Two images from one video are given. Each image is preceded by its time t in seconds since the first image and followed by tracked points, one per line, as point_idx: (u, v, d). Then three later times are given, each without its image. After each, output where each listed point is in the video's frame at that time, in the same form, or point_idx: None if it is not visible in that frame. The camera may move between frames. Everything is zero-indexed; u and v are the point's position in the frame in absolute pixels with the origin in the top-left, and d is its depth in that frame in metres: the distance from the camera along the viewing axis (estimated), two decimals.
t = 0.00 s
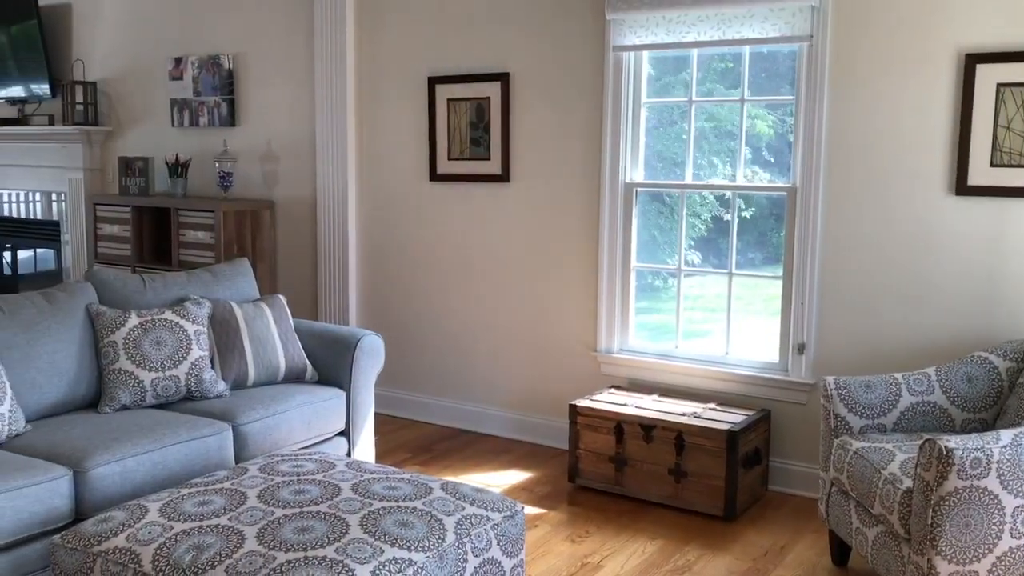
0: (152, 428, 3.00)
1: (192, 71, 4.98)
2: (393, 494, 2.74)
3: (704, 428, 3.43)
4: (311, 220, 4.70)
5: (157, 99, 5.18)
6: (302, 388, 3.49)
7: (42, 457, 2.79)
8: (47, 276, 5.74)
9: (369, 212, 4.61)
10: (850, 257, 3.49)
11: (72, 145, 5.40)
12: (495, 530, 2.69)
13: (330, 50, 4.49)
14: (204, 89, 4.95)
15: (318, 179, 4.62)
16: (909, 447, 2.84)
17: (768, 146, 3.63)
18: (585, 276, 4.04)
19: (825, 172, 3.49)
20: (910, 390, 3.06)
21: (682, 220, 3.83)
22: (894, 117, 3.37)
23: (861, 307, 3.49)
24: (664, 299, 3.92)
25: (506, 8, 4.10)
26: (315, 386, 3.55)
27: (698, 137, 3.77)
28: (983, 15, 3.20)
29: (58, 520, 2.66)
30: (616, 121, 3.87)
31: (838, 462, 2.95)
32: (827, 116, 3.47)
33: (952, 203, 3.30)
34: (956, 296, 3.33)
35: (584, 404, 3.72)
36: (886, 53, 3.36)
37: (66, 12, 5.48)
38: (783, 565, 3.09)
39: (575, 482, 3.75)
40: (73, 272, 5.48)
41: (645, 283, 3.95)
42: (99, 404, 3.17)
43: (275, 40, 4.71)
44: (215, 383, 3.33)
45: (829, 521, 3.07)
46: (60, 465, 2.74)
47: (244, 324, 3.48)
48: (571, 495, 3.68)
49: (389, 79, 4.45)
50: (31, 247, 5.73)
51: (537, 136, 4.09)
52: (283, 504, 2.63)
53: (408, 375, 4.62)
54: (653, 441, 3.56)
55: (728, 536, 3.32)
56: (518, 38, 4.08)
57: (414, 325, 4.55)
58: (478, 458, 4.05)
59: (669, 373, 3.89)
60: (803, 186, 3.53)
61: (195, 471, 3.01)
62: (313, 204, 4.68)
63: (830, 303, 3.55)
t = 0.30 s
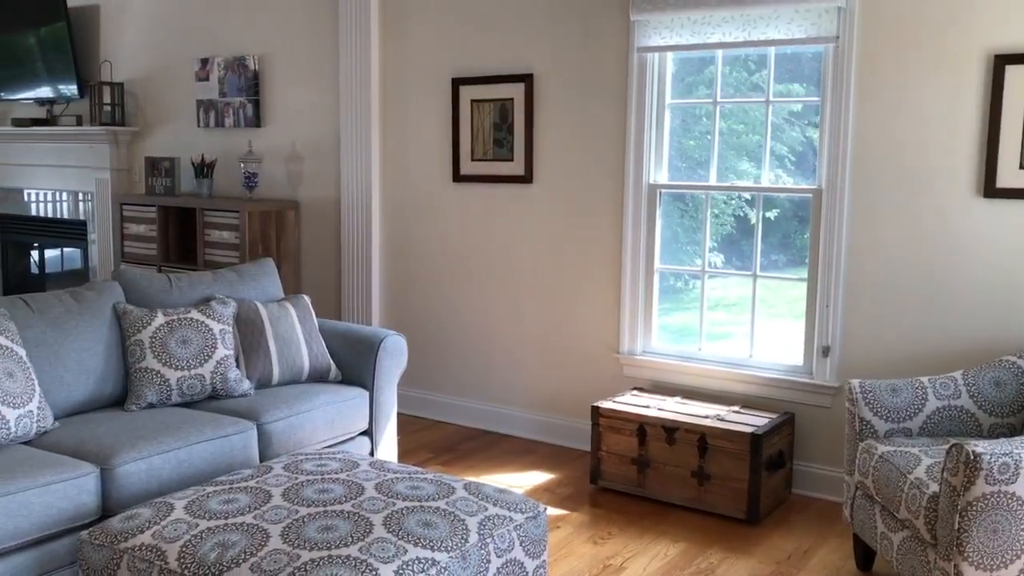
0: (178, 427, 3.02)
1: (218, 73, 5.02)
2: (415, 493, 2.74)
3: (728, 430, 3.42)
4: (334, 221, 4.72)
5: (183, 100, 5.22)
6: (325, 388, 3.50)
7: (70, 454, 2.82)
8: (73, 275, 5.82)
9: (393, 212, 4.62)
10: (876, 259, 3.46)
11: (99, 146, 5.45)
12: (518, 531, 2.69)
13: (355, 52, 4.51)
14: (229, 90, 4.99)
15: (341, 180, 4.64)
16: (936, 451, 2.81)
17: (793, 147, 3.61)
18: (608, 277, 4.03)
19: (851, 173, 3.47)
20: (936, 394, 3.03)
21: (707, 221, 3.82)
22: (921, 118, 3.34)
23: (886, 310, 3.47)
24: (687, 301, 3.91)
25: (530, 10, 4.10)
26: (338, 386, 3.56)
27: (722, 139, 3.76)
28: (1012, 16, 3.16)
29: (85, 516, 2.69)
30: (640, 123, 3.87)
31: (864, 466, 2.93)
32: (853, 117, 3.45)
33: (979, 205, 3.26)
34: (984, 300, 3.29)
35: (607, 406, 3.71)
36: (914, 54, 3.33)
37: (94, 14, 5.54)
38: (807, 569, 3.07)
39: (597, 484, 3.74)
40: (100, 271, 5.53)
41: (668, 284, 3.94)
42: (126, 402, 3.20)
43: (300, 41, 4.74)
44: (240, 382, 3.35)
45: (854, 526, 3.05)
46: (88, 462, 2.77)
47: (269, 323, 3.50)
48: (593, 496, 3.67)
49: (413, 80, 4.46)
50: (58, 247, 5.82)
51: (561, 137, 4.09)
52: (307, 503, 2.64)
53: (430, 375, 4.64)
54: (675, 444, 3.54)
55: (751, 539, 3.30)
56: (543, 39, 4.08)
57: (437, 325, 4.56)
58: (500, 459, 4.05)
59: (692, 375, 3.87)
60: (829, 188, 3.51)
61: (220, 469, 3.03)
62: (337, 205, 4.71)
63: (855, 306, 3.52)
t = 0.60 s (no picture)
0: (203, 425, 3.04)
1: (242, 74, 5.04)
2: (437, 494, 2.74)
3: (751, 433, 3.40)
4: (357, 221, 4.74)
5: (207, 101, 5.25)
6: (348, 388, 3.51)
7: (96, 452, 2.84)
8: (98, 275, 5.90)
9: (415, 213, 4.63)
10: (901, 261, 3.44)
11: (125, 146, 5.49)
12: (540, 532, 2.68)
13: (378, 52, 4.53)
14: (254, 91, 5.02)
15: (364, 180, 4.65)
16: (962, 455, 2.78)
17: (818, 147, 3.59)
18: (630, 279, 4.02)
19: (876, 174, 3.44)
20: (962, 398, 3.00)
21: (730, 222, 3.80)
22: (948, 119, 3.31)
23: (911, 313, 3.44)
24: (710, 302, 3.89)
25: (553, 10, 4.10)
26: (361, 386, 3.57)
27: (747, 140, 3.74)
28: None
29: (111, 514, 2.71)
30: (663, 123, 3.85)
31: (888, 469, 2.90)
32: (879, 118, 3.42)
33: (1007, 207, 3.23)
34: (1012, 303, 3.25)
35: (629, 408, 3.71)
36: (941, 53, 3.30)
37: (121, 16, 5.59)
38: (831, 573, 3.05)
39: (619, 485, 3.73)
40: (125, 270, 5.57)
41: (692, 286, 3.92)
42: (151, 401, 3.22)
43: (323, 42, 4.76)
44: (264, 381, 3.36)
45: (878, 530, 3.02)
46: (114, 460, 2.79)
47: (293, 323, 3.52)
48: (614, 498, 3.66)
49: (436, 81, 4.47)
50: (84, 247, 5.91)
51: (584, 138, 4.08)
52: (330, 502, 2.65)
53: (451, 375, 4.64)
54: (698, 446, 3.53)
55: (774, 542, 3.28)
56: (566, 40, 4.08)
57: (458, 326, 4.57)
58: (521, 459, 4.05)
59: (715, 377, 3.86)
60: (854, 189, 3.48)
61: (244, 468, 3.04)
62: (360, 205, 4.72)
63: (880, 308, 3.49)
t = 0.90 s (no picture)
0: (227, 424, 3.06)
1: (266, 75, 5.07)
2: (460, 494, 2.75)
3: (774, 435, 3.38)
4: (380, 221, 4.76)
5: (231, 102, 5.28)
6: (371, 388, 3.52)
7: (122, 450, 2.86)
8: (123, 275, 5.95)
9: (438, 213, 4.64)
10: (928, 262, 3.40)
11: (150, 147, 5.53)
12: (562, 533, 2.68)
13: (401, 53, 4.54)
14: (278, 92, 5.04)
15: (387, 181, 4.67)
16: (989, 459, 2.75)
17: (843, 148, 3.56)
18: (652, 280, 4.01)
19: (903, 174, 3.41)
20: (989, 401, 2.96)
21: (754, 223, 3.78)
22: (976, 119, 3.27)
23: (936, 315, 3.41)
24: (733, 303, 3.87)
25: (577, 11, 4.09)
26: (383, 386, 3.58)
27: (771, 141, 3.72)
28: None
29: (137, 511, 2.73)
30: (687, 124, 3.84)
31: (914, 472, 2.87)
32: (905, 118, 3.39)
33: None
34: None
35: (651, 409, 3.69)
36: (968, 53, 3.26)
37: (146, 18, 5.64)
38: None
39: (641, 487, 3.72)
40: (150, 270, 5.62)
41: (715, 287, 3.91)
42: (176, 400, 3.24)
43: (347, 43, 4.78)
44: (288, 381, 3.38)
45: (903, 534, 3.00)
46: (139, 458, 2.81)
47: (316, 323, 3.53)
48: (636, 499, 3.65)
49: (458, 82, 4.48)
50: (109, 247, 5.96)
51: (607, 138, 4.07)
52: (353, 502, 2.66)
53: (473, 376, 4.65)
54: (721, 448, 3.51)
55: (798, 545, 3.26)
56: (589, 41, 4.07)
57: (480, 326, 4.57)
58: (543, 460, 4.05)
59: (738, 379, 3.84)
60: (880, 190, 3.46)
61: (267, 467, 3.06)
62: (382, 206, 4.74)
63: (905, 310, 3.46)
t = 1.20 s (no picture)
0: (252, 423, 3.08)
1: (290, 76, 5.10)
2: (482, 493, 2.75)
3: (798, 437, 3.36)
4: (403, 221, 4.77)
5: (256, 102, 5.32)
6: (394, 387, 3.54)
7: (148, 447, 2.89)
8: (148, 274, 6.01)
9: (460, 213, 4.65)
10: (955, 263, 3.37)
11: (175, 147, 5.58)
12: (586, 533, 2.67)
13: (424, 53, 4.55)
14: (302, 93, 5.07)
15: (410, 181, 4.68)
16: (1018, 462, 2.72)
17: (867, 148, 3.54)
18: (675, 280, 3.99)
19: (929, 175, 3.38)
20: (1018, 404, 2.93)
21: (778, 224, 3.76)
22: (1004, 118, 3.23)
23: (964, 317, 3.37)
24: (757, 304, 3.85)
25: (601, 11, 4.09)
26: (406, 385, 3.59)
27: (795, 141, 3.69)
28: None
29: (163, 509, 2.75)
30: (711, 124, 3.82)
31: (941, 475, 2.84)
32: (932, 118, 3.36)
33: None
34: None
35: (674, 410, 3.68)
36: (997, 52, 3.23)
37: (172, 19, 5.68)
38: None
39: (664, 488, 3.71)
40: (175, 269, 5.67)
41: (738, 288, 3.89)
42: (201, 398, 3.27)
43: (370, 43, 4.80)
44: (312, 380, 3.40)
45: (930, 537, 2.97)
46: (165, 455, 2.83)
47: (340, 322, 3.55)
48: (659, 501, 3.64)
49: (481, 82, 4.49)
50: (135, 246, 6.01)
51: (630, 138, 4.06)
52: (376, 501, 2.67)
53: (495, 376, 4.65)
54: (745, 449, 3.49)
55: (822, 547, 3.24)
56: (613, 40, 4.06)
57: (502, 326, 4.57)
58: (565, 460, 4.04)
59: (761, 380, 3.82)
60: (907, 191, 3.43)
61: (292, 465, 3.07)
62: (405, 206, 4.75)
63: (931, 311, 3.43)
